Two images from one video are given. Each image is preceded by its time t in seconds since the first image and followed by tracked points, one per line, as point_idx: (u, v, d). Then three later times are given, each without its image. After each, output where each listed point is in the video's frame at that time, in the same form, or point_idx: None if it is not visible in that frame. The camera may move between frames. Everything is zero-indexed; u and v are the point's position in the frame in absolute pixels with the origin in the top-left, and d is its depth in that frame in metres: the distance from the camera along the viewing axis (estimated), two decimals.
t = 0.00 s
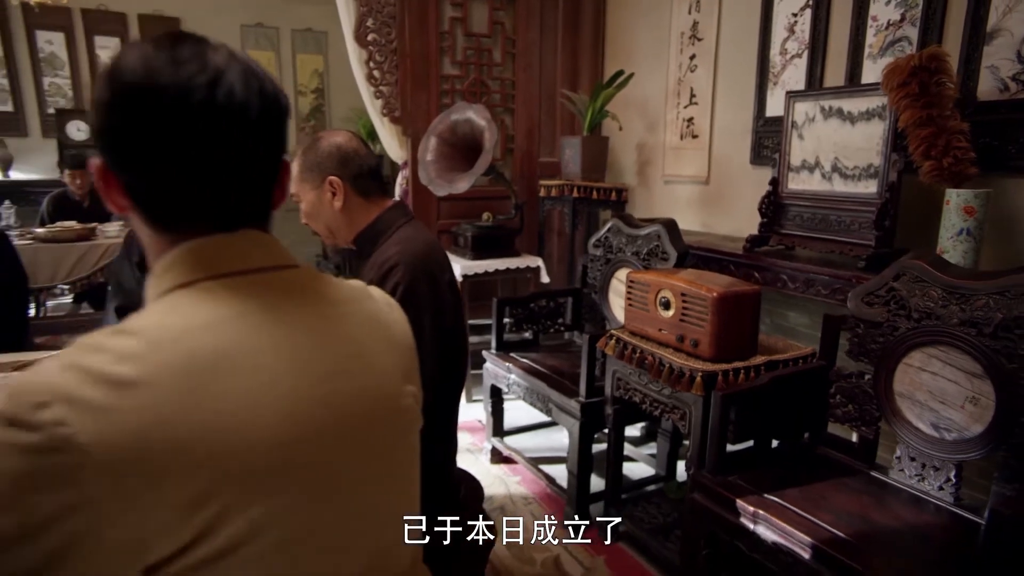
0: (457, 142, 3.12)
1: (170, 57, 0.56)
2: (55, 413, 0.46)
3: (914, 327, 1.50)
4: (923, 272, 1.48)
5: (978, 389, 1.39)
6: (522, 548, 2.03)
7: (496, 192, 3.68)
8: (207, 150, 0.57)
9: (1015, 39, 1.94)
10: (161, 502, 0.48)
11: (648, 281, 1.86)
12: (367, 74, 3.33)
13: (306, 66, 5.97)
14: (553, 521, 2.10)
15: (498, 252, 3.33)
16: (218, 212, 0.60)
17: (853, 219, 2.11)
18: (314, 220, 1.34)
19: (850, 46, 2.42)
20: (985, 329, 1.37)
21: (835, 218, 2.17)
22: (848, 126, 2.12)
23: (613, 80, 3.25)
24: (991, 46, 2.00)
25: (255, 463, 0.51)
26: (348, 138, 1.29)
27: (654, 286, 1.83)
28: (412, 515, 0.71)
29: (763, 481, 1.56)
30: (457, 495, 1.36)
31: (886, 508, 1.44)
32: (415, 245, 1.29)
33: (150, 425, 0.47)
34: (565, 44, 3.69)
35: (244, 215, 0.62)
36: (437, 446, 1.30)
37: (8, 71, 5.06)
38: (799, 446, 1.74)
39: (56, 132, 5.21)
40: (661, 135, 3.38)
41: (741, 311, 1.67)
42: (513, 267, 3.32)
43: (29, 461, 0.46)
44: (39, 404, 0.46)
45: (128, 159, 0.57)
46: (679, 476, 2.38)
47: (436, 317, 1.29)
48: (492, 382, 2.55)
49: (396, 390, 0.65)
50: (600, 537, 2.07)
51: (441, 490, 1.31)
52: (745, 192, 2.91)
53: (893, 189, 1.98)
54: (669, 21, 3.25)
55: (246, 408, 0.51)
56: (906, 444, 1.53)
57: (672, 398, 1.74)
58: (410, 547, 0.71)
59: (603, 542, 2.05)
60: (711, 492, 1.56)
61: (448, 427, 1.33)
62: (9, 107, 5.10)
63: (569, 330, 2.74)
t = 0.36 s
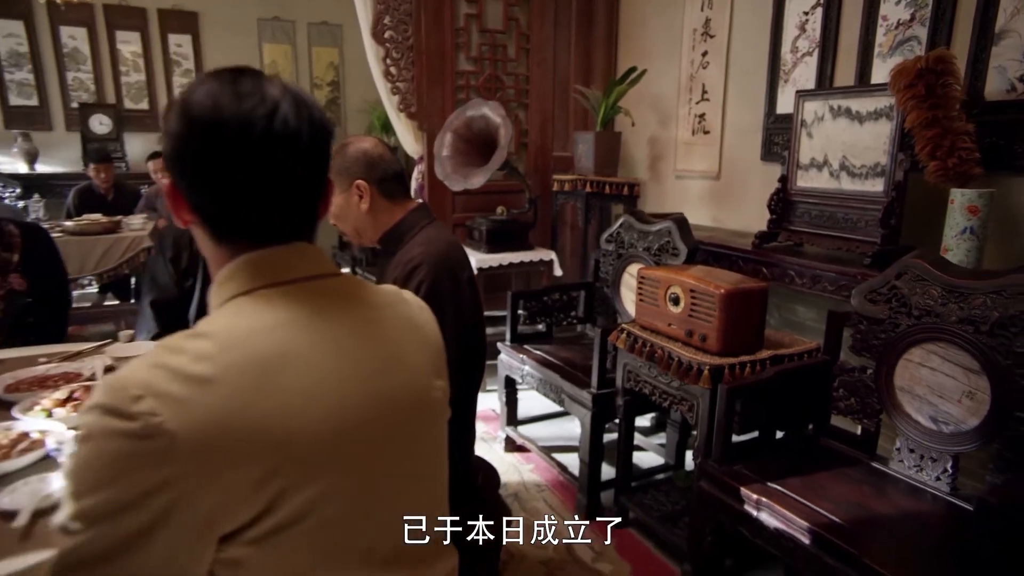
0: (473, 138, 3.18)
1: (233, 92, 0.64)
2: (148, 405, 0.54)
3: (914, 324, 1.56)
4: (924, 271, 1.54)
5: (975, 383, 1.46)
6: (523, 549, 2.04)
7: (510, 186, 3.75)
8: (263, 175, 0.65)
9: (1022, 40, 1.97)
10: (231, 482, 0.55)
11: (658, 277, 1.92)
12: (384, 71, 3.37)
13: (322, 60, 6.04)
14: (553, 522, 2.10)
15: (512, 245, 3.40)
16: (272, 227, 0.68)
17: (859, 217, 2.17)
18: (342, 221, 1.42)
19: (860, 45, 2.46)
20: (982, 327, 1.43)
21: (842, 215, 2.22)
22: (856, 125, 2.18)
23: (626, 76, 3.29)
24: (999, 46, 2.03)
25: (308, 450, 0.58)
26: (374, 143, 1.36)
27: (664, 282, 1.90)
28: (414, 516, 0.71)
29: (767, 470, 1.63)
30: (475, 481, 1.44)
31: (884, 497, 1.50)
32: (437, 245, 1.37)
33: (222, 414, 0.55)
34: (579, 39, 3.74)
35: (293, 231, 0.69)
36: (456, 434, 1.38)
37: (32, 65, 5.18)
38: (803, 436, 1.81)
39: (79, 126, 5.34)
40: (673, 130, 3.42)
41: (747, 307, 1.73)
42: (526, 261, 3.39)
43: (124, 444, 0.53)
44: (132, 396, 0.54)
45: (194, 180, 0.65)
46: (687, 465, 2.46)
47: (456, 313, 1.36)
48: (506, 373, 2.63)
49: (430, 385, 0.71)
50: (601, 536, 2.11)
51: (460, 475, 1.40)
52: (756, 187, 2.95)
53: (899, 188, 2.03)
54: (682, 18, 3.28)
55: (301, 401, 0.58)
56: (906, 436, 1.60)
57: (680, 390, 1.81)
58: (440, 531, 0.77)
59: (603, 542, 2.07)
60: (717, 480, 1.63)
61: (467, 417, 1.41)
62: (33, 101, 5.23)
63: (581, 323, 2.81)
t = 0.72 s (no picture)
0: (489, 133, 3.24)
1: (287, 112, 0.71)
2: (221, 392, 0.62)
3: (916, 318, 1.62)
4: (926, 267, 1.60)
5: (973, 376, 1.52)
6: (521, 552, 2.04)
7: (524, 179, 3.81)
8: (314, 187, 0.72)
9: None
10: (290, 460, 0.64)
11: (669, 271, 1.99)
12: (401, 66, 3.43)
13: (338, 52, 6.10)
14: (552, 521, 2.10)
15: (527, 238, 3.48)
16: (319, 234, 0.75)
17: (867, 213, 2.22)
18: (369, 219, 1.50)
19: (871, 42, 2.49)
20: (981, 322, 1.48)
21: (850, 211, 2.27)
22: (865, 122, 2.22)
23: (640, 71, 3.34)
24: (1008, 45, 2.06)
25: (356, 433, 0.66)
26: (399, 145, 1.43)
27: (675, 276, 1.96)
28: (414, 515, 0.75)
29: (772, 457, 1.70)
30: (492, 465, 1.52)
31: (884, 484, 1.57)
32: (458, 243, 1.45)
33: (283, 400, 0.63)
34: (593, 34, 3.78)
35: (337, 236, 0.77)
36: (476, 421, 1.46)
37: (57, 59, 5.30)
38: (808, 425, 1.87)
39: (102, 118, 5.46)
40: (686, 124, 3.47)
41: (755, 301, 1.80)
42: (540, 253, 3.46)
43: (200, 426, 0.61)
44: (209, 385, 0.62)
45: (249, 191, 0.72)
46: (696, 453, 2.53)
47: (476, 306, 1.44)
48: (521, 362, 2.71)
49: (459, 375, 0.79)
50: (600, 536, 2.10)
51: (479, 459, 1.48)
52: (766, 181, 3.00)
53: (906, 184, 2.07)
54: (695, 12, 3.32)
55: (349, 389, 0.66)
56: (907, 426, 1.66)
57: (689, 380, 1.88)
58: (466, 508, 0.85)
59: (603, 542, 2.07)
60: (723, 466, 1.71)
61: (485, 405, 1.49)
62: (58, 94, 5.35)
63: (594, 314, 2.88)
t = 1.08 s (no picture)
0: (509, 128, 3.31)
1: (343, 129, 0.78)
2: (292, 378, 0.70)
3: (925, 314, 1.68)
4: (935, 265, 1.65)
5: (979, 370, 1.57)
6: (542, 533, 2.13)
7: (543, 172, 3.88)
8: (366, 197, 0.79)
9: None
10: (351, 439, 0.72)
11: (686, 266, 2.06)
12: (424, 62, 3.49)
13: (358, 45, 6.18)
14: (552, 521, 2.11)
15: (546, 231, 3.55)
16: (369, 239, 0.83)
17: (881, 209, 2.27)
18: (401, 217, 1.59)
19: (888, 40, 2.52)
20: (988, 318, 1.54)
21: (864, 207, 2.32)
22: (880, 121, 2.27)
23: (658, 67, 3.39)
24: None
25: (407, 416, 0.74)
26: (430, 147, 1.51)
27: (692, 271, 2.03)
28: (414, 517, 0.79)
29: (784, 446, 1.77)
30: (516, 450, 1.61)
31: (892, 473, 1.63)
32: (486, 240, 1.53)
33: (346, 387, 0.71)
34: (611, 29, 3.83)
35: (386, 239, 0.84)
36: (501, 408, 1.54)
37: (87, 54, 5.43)
38: (820, 416, 1.94)
39: (130, 111, 5.59)
40: (703, 119, 3.51)
41: (769, 296, 1.86)
42: (559, 246, 3.54)
43: (275, 408, 0.70)
44: (281, 372, 0.71)
45: (308, 199, 0.80)
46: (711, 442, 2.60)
47: (502, 300, 1.52)
48: (541, 353, 2.80)
49: (496, 364, 0.87)
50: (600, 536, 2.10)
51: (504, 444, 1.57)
52: (783, 176, 3.04)
53: (920, 182, 2.12)
54: (714, 9, 3.35)
55: (401, 378, 0.74)
56: (915, 417, 1.72)
57: (704, 371, 1.96)
58: (501, 486, 0.93)
59: (603, 542, 2.08)
60: (737, 454, 1.78)
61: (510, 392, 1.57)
62: (88, 89, 5.49)
63: (612, 306, 2.95)
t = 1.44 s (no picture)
0: (532, 124, 3.36)
1: (398, 142, 0.86)
2: (356, 368, 0.78)
3: (940, 311, 1.73)
4: (951, 263, 1.70)
5: (992, 365, 1.62)
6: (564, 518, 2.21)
7: (565, 167, 3.95)
8: (418, 204, 0.87)
9: None
10: (406, 424, 0.81)
11: (706, 263, 2.12)
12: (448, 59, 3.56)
13: (380, 39, 6.26)
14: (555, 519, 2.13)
15: (568, 225, 3.62)
16: (419, 241, 0.90)
17: (899, 208, 2.32)
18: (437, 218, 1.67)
19: (910, 38, 2.55)
20: (1002, 315, 1.59)
21: (883, 205, 2.37)
22: (900, 120, 2.30)
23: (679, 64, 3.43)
24: None
25: (456, 404, 0.83)
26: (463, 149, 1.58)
27: (712, 268, 2.09)
28: (413, 517, 0.87)
29: (800, 437, 1.84)
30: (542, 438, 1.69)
31: (906, 464, 1.69)
32: (516, 238, 1.60)
33: (402, 377, 0.79)
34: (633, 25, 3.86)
35: (434, 242, 0.92)
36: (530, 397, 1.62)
37: (118, 51, 5.57)
38: (836, 409, 2.00)
39: (159, 106, 5.72)
40: (724, 115, 3.55)
41: (787, 293, 1.92)
42: (580, 240, 3.60)
43: (340, 394, 0.78)
44: (346, 362, 0.79)
45: (365, 205, 0.88)
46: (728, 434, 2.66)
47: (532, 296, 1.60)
48: (562, 345, 2.88)
49: (532, 358, 0.95)
50: (600, 536, 2.12)
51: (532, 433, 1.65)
52: (802, 172, 3.08)
53: (939, 181, 2.15)
54: (736, 5, 3.38)
55: (450, 370, 0.82)
56: (929, 411, 1.77)
57: (723, 364, 2.02)
58: (536, 471, 1.01)
59: (603, 543, 2.09)
60: (754, 445, 1.85)
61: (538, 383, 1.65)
62: (119, 84, 5.63)
63: (632, 300, 3.01)
